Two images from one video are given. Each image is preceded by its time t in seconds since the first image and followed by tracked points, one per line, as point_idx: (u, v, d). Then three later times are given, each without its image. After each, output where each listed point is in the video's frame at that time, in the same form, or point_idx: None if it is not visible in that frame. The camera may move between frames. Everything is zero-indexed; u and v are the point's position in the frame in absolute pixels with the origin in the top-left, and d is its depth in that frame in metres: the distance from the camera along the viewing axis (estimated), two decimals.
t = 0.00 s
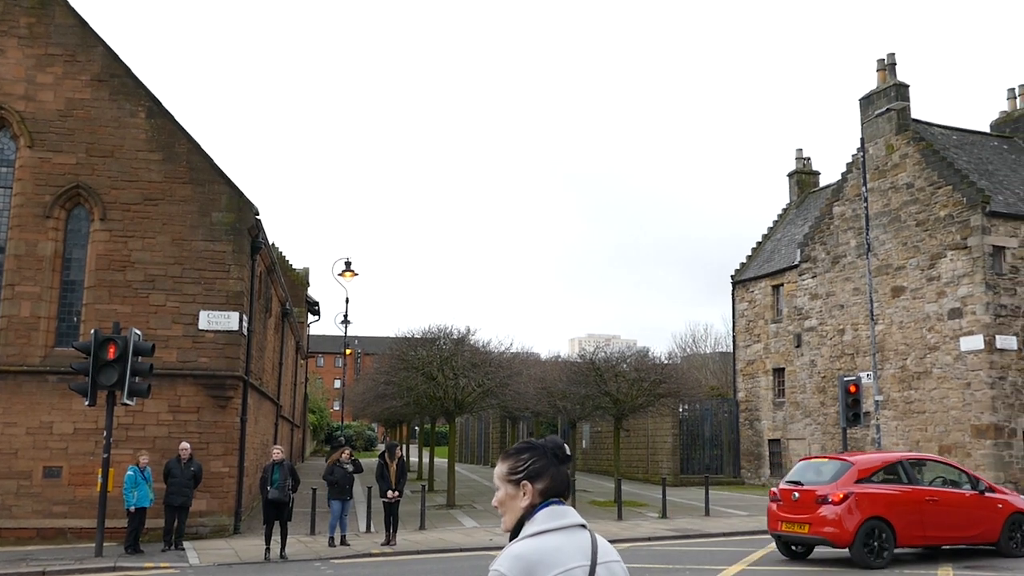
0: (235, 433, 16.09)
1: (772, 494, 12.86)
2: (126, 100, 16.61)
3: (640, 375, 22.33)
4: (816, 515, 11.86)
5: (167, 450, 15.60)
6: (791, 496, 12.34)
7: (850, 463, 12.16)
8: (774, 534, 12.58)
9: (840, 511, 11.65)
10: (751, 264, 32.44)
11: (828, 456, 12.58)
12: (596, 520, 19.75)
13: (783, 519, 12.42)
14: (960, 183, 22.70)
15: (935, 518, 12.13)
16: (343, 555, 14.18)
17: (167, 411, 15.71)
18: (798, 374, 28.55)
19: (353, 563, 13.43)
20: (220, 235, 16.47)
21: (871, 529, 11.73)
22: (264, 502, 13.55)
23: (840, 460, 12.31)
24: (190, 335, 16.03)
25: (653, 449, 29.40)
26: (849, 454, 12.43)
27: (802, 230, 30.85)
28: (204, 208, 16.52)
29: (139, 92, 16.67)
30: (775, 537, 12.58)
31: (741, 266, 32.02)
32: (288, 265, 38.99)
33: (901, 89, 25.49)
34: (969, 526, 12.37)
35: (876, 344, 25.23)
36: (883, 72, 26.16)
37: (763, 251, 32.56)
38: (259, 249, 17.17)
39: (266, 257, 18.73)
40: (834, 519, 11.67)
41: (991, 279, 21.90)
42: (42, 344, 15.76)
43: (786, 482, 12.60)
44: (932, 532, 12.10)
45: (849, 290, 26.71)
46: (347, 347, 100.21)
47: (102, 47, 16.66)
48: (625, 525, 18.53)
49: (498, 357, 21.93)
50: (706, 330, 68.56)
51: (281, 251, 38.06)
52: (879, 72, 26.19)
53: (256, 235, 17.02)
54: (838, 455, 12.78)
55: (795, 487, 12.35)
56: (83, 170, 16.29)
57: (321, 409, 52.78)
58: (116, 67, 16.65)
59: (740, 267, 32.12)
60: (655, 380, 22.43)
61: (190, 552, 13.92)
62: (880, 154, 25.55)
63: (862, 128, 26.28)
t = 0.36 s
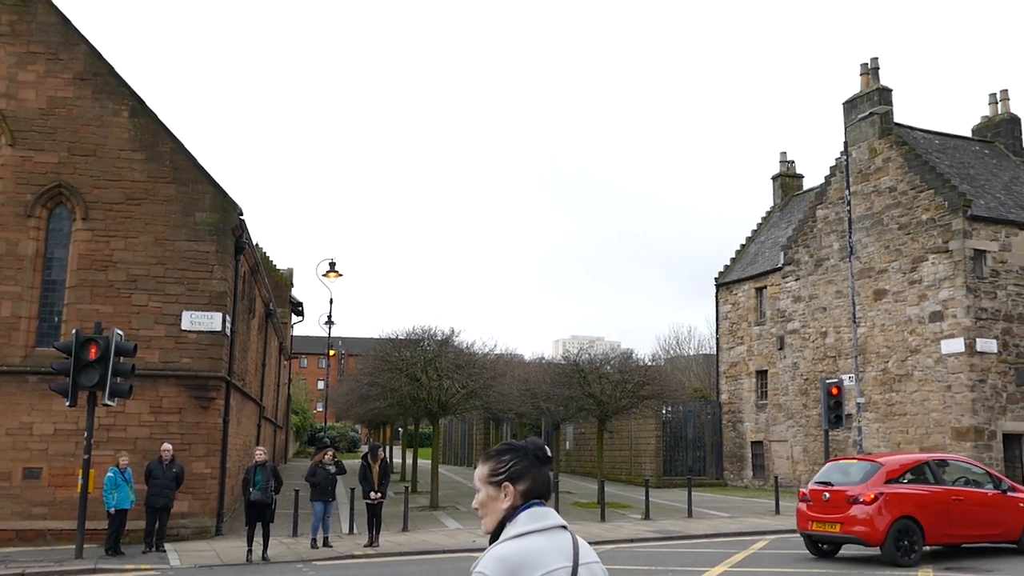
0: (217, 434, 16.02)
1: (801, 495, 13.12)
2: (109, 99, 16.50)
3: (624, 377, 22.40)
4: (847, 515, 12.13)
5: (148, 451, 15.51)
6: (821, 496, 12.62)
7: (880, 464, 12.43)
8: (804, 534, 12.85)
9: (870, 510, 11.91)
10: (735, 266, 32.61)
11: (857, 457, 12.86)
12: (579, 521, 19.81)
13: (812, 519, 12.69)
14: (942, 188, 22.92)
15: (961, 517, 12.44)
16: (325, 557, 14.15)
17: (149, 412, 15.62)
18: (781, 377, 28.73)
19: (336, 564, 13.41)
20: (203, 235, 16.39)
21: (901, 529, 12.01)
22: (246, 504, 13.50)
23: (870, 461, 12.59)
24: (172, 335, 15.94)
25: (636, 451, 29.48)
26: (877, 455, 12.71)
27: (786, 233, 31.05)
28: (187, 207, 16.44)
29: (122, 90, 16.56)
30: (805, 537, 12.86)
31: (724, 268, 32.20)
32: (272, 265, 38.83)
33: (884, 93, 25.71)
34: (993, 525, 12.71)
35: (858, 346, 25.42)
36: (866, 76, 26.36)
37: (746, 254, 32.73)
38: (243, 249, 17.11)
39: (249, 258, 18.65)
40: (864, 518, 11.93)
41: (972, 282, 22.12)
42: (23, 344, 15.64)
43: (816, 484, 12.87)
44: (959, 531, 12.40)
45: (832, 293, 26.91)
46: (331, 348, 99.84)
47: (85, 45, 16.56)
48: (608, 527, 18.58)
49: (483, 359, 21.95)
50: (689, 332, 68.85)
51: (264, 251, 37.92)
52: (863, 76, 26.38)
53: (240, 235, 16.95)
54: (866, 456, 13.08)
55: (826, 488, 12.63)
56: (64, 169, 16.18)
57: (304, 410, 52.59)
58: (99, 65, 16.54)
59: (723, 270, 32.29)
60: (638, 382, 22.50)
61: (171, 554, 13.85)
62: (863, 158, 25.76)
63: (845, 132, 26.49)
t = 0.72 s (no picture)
0: (196, 435, 15.93)
1: (814, 496, 13.35)
2: (89, 96, 16.37)
3: (604, 379, 22.49)
4: (861, 515, 12.37)
5: (126, 452, 15.40)
6: (835, 497, 12.86)
7: (892, 466, 12.68)
8: (818, 534, 13.08)
9: (884, 511, 12.15)
10: (715, 269, 32.80)
11: (869, 459, 13.12)
12: (559, 523, 19.86)
13: (826, 520, 12.92)
14: (921, 192, 23.17)
15: (971, 516, 12.71)
16: (304, 558, 14.10)
17: (126, 413, 15.51)
18: (760, 379, 28.93)
19: (315, 565, 13.37)
20: (182, 234, 16.29)
21: (914, 528, 12.25)
22: (224, 505, 13.43)
23: (882, 463, 12.83)
24: (151, 335, 15.84)
25: (617, 453, 29.61)
26: (889, 457, 12.96)
27: (766, 236, 31.27)
28: (167, 207, 16.34)
29: (102, 88, 16.44)
30: (819, 536, 13.09)
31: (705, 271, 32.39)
32: (253, 265, 38.65)
33: (864, 98, 25.96)
34: (1000, 525, 12.97)
35: (836, 349, 25.64)
36: (846, 81, 26.59)
37: (727, 257, 32.94)
38: (223, 249, 17.01)
39: (229, 257, 18.54)
40: (878, 519, 12.17)
41: (949, 286, 22.37)
42: None
43: (829, 485, 13.11)
44: (968, 530, 12.67)
45: (811, 296, 27.13)
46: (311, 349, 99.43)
47: (64, 42, 16.45)
48: (588, 528, 18.63)
49: (464, 360, 21.96)
50: (670, 334, 69.17)
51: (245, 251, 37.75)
52: (843, 80, 26.61)
53: (220, 234, 16.86)
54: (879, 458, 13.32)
55: (839, 489, 12.86)
56: (42, 167, 16.04)
57: (283, 411, 52.40)
58: (79, 63, 16.42)
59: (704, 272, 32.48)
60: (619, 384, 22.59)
61: (148, 555, 13.76)
62: (843, 162, 26.00)
63: (825, 136, 26.73)
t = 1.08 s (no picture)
0: (170, 437, 15.79)
1: (827, 496, 13.67)
2: (62, 94, 16.19)
3: (581, 381, 22.56)
4: (876, 515, 12.71)
5: (98, 454, 15.23)
6: (849, 497, 13.17)
7: (906, 467, 13.04)
8: (831, 532, 13.40)
9: (898, 510, 12.51)
10: (692, 272, 33.01)
11: (881, 461, 13.46)
12: (536, 525, 19.89)
13: (840, 519, 13.24)
14: (894, 197, 23.46)
15: (979, 516, 13.12)
16: (279, 561, 14.02)
17: (99, 414, 15.34)
18: (736, 382, 29.14)
19: (290, 568, 13.29)
20: (157, 234, 16.15)
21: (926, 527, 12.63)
22: (198, 507, 13.32)
23: (895, 464, 13.17)
24: (124, 336, 15.68)
25: (593, 455, 29.71)
26: (901, 458, 13.31)
27: (742, 239, 31.51)
28: (142, 206, 16.19)
29: (76, 86, 16.27)
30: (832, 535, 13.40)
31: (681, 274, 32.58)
32: (228, 265, 38.38)
33: (839, 103, 26.23)
34: (1005, 524, 13.38)
35: (811, 352, 25.88)
36: (822, 86, 26.86)
37: (703, 260, 33.16)
38: (198, 249, 16.88)
39: (205, 257, 18.40)
40: (892, 518, 12.53)
41: (922, 290, 22.65)
42: None
43: (843, 485, 13.43)
44: (976, 528, 13.09)
45: (786, 299, 27.37)
46: (287, 350, 98.79)
47: (37, 39, 16.27)
48: (564, 530, 18.68)
49: (440, 362, 21.94)
50: (646, 337, 69.48)
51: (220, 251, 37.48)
52: (819, 86, 26.88)
53: (195, 234, 16.72)
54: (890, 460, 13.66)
55: (854, 489, 13.19)
56: (14, 165, 15.84)
57: (258, 413, 52.05)
58: (52, 60, 16.25)
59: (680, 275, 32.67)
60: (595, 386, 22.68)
61: (120, 558, 13.61)
62: (818, 166, 26.27)
63: (800, 141, 27.00)
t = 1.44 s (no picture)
0: (153, 437, 15.69)
1: (840, 495, 13.84)
2: (45, 92, 16.07)
3: (566, 383, 22.58)
4: (889, 514, 12.90)
5: (80, 455, 15.11)
6: (863, 497, 13.35)
7: (918, 467, 13.24)
8: (845, 532, 13.57)
9: (912, 510, 12.70)
10: (677, 274, 33.11)
11: (893, 461, 13.65)
12: (520, 526, 19.87)
13: (853, 518, 13.41)
14: (878, 201, 23.61)
15: (989, 515, 13.33)
16: (262, 562, 13.95)
17: (81, 414, 15.22)
18: (720, 384, 29.25)
19: (273, 570, 13.23)
20: (141, 234, 16.03)
21: (939, 527, 12.83)
22: (181, 508, 13.23)
23: (908, 465, 13.37)
24: (107, 336, 15.56)
25: (578, 457, 29.75)
26: (913, 459, 13.50)
27: (727, 242, 31.64)
28: (125, 205, 16.07)
29: (59, 84, 16.15)
30: (845, 534, 13.57)
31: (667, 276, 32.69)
32: (212, 264, 38.19)
33: (823, 107, 26.39)
34: (1015, 524, 13.60)
35: (796, 354, 26.00)
36: (807, 89, 27.00)
37: (688, 262, 33.26)
38: (182, 249, 16.78)
39: (189, 257, 18.28)
40: (906, 517, 12.72)
41: (905, 293, 22.82)
42: None
43: (856, 485, 13.62)
44: (987, 528, 13.29)
45: (771, 302, 27.50)
46: (271, 351, 98.36)
47: (20, 37, 16.15)
48: (548, 531, 18.68)
49: (425, 363, 21.89)
50: (631, 338, 69.69)
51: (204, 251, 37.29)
52: (804, 89, 27.03)
53: (179, 234, 16.61)
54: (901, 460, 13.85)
55: (866, 489, 13.37)
56: None
57: (242, 413, 51.81)
58: (35, 58, 16.12)
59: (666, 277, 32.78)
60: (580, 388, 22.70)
61: (102, 559, 13.51)
62: (802, 169, 26.41)
63: (785, 143, 27.14)
